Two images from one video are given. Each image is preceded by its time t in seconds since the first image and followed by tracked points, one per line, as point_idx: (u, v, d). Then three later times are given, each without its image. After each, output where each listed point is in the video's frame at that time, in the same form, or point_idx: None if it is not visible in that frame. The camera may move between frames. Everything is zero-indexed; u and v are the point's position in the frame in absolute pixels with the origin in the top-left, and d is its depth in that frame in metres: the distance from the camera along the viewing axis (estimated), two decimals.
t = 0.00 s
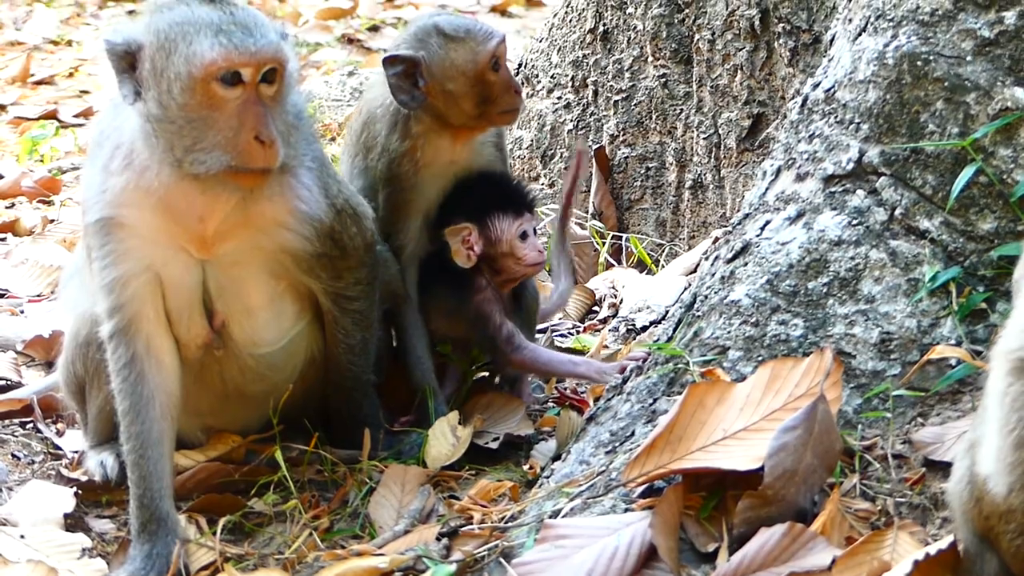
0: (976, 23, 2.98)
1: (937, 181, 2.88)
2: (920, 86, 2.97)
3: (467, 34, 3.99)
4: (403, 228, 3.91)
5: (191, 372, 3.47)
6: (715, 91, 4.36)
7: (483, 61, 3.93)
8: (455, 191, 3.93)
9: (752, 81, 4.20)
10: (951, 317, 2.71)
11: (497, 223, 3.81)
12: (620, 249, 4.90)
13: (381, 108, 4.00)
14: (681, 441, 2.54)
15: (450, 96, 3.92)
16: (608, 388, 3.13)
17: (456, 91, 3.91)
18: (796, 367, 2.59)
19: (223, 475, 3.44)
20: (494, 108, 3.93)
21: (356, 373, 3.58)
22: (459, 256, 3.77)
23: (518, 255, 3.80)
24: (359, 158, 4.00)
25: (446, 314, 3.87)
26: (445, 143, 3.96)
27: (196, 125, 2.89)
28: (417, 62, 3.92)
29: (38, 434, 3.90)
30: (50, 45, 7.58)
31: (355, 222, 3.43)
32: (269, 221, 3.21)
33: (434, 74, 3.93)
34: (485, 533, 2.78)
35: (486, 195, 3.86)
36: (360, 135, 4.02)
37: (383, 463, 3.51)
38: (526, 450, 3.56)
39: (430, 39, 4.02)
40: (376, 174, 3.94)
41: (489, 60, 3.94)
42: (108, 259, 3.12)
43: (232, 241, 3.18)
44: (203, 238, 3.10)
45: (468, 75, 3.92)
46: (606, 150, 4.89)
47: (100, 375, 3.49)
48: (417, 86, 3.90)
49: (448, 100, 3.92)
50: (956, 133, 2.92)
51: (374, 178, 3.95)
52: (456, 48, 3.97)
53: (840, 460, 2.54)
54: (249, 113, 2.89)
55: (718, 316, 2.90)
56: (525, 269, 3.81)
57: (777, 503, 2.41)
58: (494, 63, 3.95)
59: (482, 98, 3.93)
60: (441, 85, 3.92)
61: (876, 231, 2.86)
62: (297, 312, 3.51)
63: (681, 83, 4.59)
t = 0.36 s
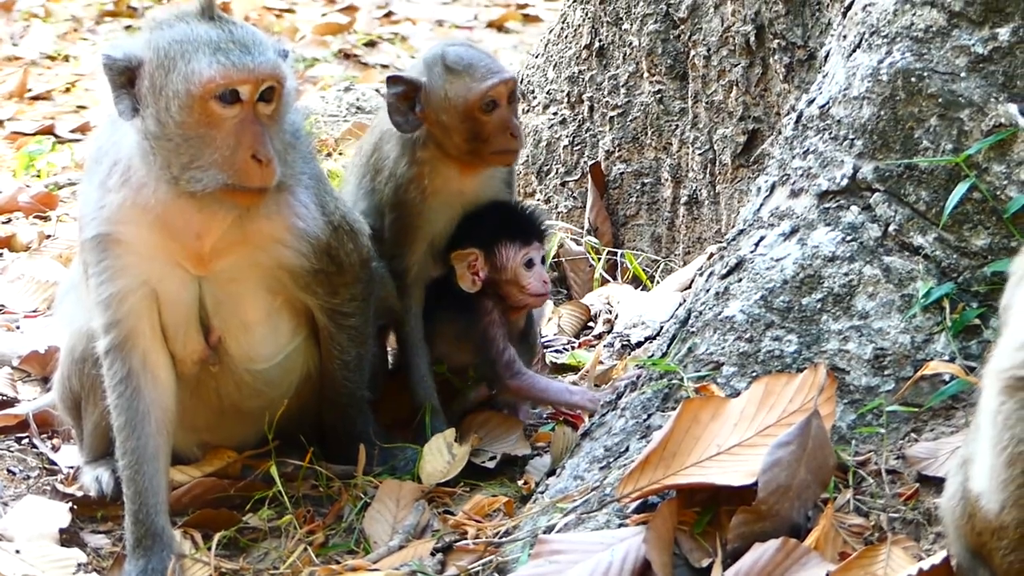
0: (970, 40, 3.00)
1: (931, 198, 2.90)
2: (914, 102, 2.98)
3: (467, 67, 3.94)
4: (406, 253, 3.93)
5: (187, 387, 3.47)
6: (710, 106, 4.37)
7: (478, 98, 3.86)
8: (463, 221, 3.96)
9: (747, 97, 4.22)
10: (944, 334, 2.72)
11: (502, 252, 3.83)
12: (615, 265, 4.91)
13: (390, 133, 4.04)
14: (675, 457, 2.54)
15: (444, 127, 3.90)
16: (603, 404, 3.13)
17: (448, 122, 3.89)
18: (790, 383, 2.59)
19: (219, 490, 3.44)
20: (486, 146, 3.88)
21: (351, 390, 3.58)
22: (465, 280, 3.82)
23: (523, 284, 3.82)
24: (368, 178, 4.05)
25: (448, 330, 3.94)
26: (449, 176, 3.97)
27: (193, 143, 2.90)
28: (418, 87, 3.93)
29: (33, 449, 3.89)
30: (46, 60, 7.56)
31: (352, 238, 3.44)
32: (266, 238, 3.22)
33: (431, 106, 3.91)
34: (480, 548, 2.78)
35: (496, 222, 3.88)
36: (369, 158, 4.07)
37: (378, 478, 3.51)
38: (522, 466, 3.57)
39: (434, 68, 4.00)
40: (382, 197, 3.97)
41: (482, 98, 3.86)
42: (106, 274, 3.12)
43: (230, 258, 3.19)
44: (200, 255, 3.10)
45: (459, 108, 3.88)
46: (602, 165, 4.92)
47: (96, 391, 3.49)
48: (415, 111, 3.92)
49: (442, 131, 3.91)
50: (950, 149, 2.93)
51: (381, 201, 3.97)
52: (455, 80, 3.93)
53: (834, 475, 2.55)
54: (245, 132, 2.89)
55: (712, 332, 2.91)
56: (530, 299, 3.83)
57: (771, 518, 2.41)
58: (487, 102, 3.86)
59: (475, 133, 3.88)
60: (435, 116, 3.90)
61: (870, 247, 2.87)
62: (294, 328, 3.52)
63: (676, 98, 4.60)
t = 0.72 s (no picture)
0: (967, 49, 3.00)
1: (928, 207, 2.90)
2: (911, 111, 2.99)
3: (474, 81, 3.86)
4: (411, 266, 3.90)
5: (186, 397, 3.48)
6: (707, 116, 4.39)
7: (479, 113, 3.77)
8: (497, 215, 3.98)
9: (744, 106, 4.23)
10: (941, 342, 2.72)
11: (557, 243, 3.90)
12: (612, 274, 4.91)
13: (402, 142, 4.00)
14: (673, 466, 2.55)
15: (445, 138, 3.85)
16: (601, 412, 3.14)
17: (450, 136, 3.82)
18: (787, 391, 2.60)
19: (217, 499, 3.44)
20: (485, 162, 3.80)
21: (349, 400, 3.59)
22: (527, 275, 3.85)
23: (575, 271, 3.94)
24: (378, 186, 3.99)
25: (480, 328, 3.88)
26: (457, 189, 3.90)
27: (169, 158, 2.88)
28: (427, 94, 3.91)
29: (32, 459, 3.89)
30: (44, 72, 7.55)
31: (349, 249, 3.46)
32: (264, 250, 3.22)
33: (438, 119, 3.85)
34: (478, 557, 2.78)
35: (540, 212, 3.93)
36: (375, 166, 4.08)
37: (376, 487, 3.51)
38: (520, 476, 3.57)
39: (445, 78, 3.93)
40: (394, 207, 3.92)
41: (480, 113, 3.77)
42: (106, 285, 3.14)
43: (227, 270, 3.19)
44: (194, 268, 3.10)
45: (458, 121, 3.80)
46: (599, 175, 4.93)
47: (95, 401, 3.49)
48: (420, 118, 3.89)
49: (444, 142, 3.86)
50: (947, 157, 2.94)
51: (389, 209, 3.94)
52: (462, 92, 3.85)
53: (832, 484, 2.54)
54: (218, 151, 2.85)
55: (710, 340, 2.92)
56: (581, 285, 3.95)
57: (769, 526, 2.41)
58: (485, 118, 3.77)
59: (473, 148, 3.81)
60: (439, 126, 3.85)
61: (867, 256, 2.88)
62: (292, 338, 3.52)
63: (674, 108, 4.61)
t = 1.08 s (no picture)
0: (956, 54, 3.02)
1: (918, 212, 2.92)
2: (901, 117, 3.01)
3: (478, 87, 3.87)
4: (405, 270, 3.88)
5: (178, 404, 3.48)
6: (698, 122, 4.40)
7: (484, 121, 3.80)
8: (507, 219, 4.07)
9: (734, 112, 4.24)
10: (931, 347, 2.73)
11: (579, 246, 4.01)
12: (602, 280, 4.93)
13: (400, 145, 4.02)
14: (664, 471, 2.55)
15: (447, 144, 3.86)
16: (592, 418, 3.15)
17: (453, 141, 3.84)
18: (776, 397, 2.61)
19: (209, 505, 3.44)
20: (487, 169, 3.84)
21: (340, 408, 3.58)
22: (549, 275, 3.93)
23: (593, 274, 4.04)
24: (378, 192, 3.98)
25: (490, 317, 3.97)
26: (455, 195, 3.92)
27: (114, 166, 2.90)
28: (429, 100, 3.91)
29: (24, 466, 3.88)
30: (34, 79, 7.53)
31: (340, 257, 3.45)
32: (252, 257, 3.22)
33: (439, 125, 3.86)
34: (470, 562, 2.79)
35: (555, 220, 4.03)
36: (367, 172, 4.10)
37: (368, 493, 3.51)
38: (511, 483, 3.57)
39: (448, 84, 3.94)
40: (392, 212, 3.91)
41: (486, 120, 3.80)
42: (96, 293, 3.14)
43: (215, 277, 3.19)
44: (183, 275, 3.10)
45: (462, 128, 3.83)
46: (589, 181, 4.94)
47: (87, 408, 3.50)
48: (421, 123, 3.89)
49: (446, 148, 3.87)
50: (936, 163, 2.96)
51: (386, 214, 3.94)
52: (466, 99, 3.86)
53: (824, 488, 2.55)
54: (156, 162, 2.85)
55: (701, 346, 2.93)
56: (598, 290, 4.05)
57: (760, 531, 2.41)
58: (490, 124, 3.80)
59: (476, 154, 3.84)
60: (442, 133, 3.86)
61: (857, 262, 2.89)
62: (283, 345, 3.52)
63: (664, 114, 4.62)
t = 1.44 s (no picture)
0: (946, 61, 3.05)
1: (908, 219, 2.93)
2: (891, 124, 3.02)
3: (511, 94, 3.91)
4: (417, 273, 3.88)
5: (170, 413, 3.48)
6: (689, 130, 4.41)
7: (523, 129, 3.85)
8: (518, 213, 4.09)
9: (726, 120, 4.25)
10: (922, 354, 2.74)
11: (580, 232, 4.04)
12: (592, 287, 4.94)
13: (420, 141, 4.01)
14: (655, 478, 2.56)
15: (483, 152, 3.88)
16: (584, 425, 3.16)
17: (488, 148, 3.87)
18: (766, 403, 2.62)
19: (202, 513, 3.44)
20: (521, 174, 3.89)
21: (332, 416, 3.58)
22: (549, 256, 3.94)
23: (594, 262, 4.05)
24: (387, 200, 3.96)
25: (510, 312, 3.92)
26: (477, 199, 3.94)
27: (108, 177, 2.90)
28: (460, 108, 3.89)
29: (17, 475, 3.88)
30: (27, 89, 7.51)
31: (330, 265, 3.46)
32: (242, 266, 3.23)
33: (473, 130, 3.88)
34: (462, 569, 2.79)
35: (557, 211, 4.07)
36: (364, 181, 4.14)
37: (361, 500, 3.51)
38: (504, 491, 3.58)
39: (477, 91, 3.95)
40: (406, 219, 3.89)
41: (525, 127, 3.85)
42: (87, 304, 3.15)
43: (206, 286, 3.20)
44: (174, 284, 3.11)
45: (500, 135, 3.86)
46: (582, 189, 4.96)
47: (80, 417, 3.50)
48: (455, 131, 3.87)
49: (480, 155, 3.89)
50: (927, 170, 2.97)
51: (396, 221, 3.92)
52: (500, 106, 3.90)
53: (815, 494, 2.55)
54: (151, 170, 2.86)
55: (692, 353, 2.93)
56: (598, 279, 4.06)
57: (751, 538, 2.40)
58: (528, 132, 3.86)
59: (511, 160, 3.89)
60: (477, 141, 3.88)
61: (848, 268, 2.90)
62: (274, 353, 3.52)
63: (655, 122, 4.64)
